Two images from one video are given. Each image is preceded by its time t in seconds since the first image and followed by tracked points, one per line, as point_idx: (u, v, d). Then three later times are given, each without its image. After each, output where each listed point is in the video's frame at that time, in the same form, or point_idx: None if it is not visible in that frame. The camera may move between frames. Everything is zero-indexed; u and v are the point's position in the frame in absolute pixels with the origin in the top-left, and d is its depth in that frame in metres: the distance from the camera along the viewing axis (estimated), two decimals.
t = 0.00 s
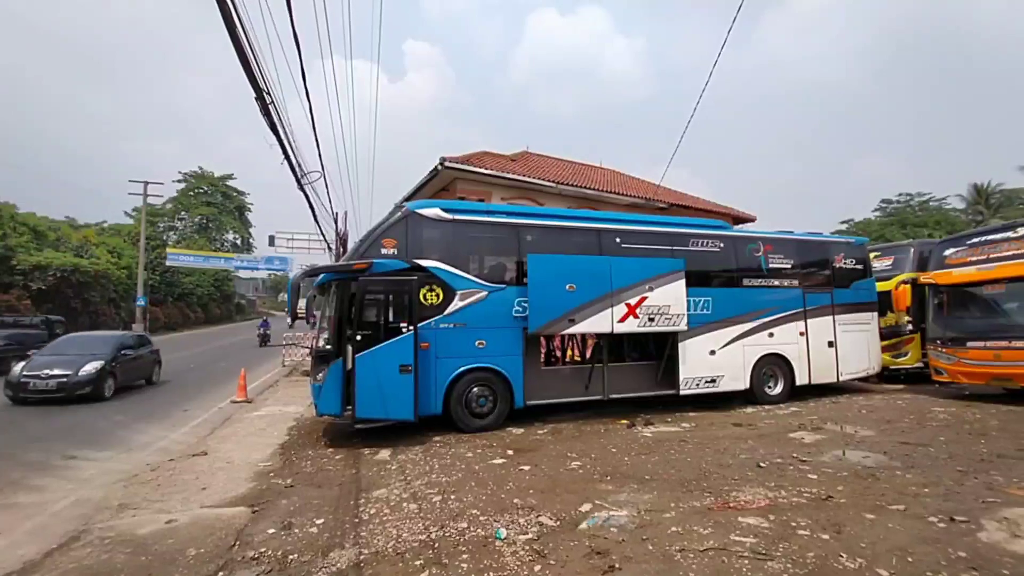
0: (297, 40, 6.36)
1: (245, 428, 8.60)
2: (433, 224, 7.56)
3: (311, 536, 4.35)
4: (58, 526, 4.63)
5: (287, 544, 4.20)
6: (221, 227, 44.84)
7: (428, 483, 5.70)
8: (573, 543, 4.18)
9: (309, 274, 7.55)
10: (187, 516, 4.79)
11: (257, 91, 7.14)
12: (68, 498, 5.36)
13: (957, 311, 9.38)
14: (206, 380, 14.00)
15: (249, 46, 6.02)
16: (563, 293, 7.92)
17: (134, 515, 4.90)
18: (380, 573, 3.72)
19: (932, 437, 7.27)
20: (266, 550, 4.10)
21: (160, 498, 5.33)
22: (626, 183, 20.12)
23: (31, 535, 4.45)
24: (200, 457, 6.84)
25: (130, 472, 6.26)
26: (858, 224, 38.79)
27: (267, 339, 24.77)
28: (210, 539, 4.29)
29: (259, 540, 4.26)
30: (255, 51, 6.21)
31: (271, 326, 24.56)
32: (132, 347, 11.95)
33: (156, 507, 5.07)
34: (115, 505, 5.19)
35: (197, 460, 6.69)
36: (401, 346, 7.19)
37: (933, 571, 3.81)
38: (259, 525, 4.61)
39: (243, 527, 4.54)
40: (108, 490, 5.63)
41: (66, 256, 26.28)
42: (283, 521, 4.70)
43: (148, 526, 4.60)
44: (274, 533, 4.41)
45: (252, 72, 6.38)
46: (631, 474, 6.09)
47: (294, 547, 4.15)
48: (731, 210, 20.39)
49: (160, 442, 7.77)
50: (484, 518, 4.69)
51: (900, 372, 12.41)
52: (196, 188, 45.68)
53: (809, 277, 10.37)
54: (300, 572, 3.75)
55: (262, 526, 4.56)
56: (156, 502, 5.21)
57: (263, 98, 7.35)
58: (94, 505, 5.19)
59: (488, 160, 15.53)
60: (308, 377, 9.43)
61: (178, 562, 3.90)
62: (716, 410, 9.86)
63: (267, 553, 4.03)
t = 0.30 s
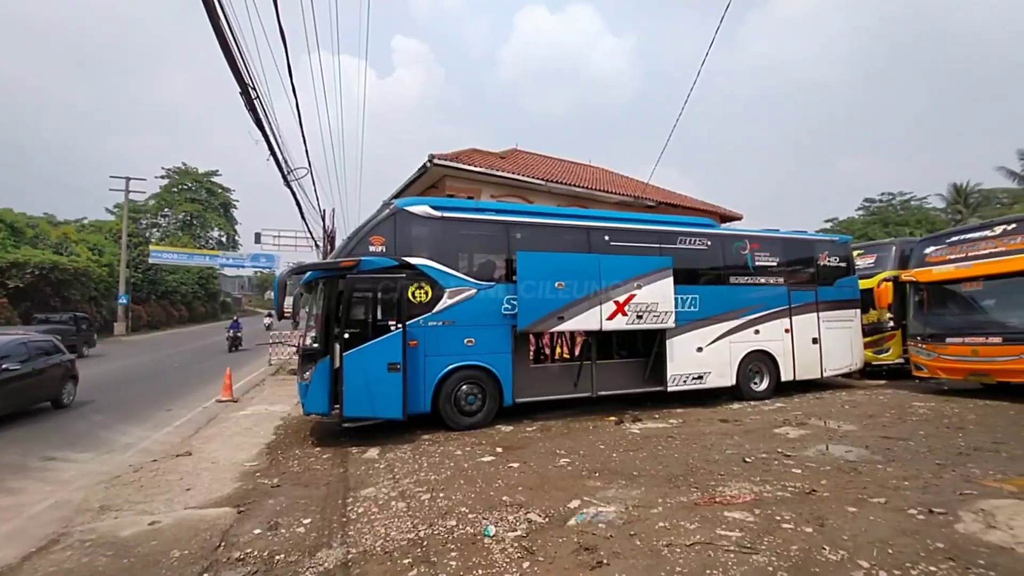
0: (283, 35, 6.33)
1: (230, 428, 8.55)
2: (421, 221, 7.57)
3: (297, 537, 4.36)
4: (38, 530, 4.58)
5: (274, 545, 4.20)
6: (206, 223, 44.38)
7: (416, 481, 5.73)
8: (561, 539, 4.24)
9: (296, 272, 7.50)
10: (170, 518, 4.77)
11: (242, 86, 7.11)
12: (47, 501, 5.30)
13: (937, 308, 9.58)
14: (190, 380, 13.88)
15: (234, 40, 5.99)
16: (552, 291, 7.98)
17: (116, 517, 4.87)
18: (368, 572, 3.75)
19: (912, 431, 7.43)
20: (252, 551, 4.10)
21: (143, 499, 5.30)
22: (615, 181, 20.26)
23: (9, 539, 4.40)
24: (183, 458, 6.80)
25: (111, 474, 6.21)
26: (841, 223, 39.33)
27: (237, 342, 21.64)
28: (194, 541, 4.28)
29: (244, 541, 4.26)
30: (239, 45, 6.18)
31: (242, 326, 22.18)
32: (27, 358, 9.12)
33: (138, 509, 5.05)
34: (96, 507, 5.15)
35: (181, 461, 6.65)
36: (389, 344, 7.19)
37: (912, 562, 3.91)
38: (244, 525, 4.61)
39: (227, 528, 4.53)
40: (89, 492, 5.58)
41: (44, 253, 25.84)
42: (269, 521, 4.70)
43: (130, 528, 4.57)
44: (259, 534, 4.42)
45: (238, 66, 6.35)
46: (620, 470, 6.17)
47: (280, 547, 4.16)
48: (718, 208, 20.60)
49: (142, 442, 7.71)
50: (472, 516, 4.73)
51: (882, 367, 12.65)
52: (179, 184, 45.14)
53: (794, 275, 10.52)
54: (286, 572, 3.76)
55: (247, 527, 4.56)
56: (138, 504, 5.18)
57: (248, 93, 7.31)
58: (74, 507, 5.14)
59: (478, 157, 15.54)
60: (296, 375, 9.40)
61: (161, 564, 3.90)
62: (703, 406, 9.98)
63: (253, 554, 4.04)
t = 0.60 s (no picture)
0: (263, 32, 6.31)
1: (211, 432, 8.47)
2: (406, 221, 7.57)
3: (280, 541, 4.36)
4: (9, 539, 4.51)
5: (255, 550, 4.20)
6: (185, 223, 43.73)
7: (401, 483, 5.74)
8: (547, 539, 4.29)
9: (278, 272, 7.41)
10: (147, 525, 4.72)
11: (221, 82, 7.06)
12: (18, 509, 5.21)
13: (912, 306, 9.82)
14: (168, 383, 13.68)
15: (213, 37, 5.95)
16: (538, 291, 8.04)
17: (90, 525, 4.81)
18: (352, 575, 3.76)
19: (888, 427, 7.62)
20: (232, 557, 4.09)
21: (119, 506, 5.24)
22: (599, 182, 20.39)
23: None
24: (161, 463, 6.73)
25: (86, 481, 6.12)
26: (819, 223, 40.02)
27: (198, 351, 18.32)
28: (172, 548, 4.25)
29: (224, 547, 4.25)
30: (218, 42, 6.15)
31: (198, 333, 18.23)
32: None
33: (114, 516, 4.99)
34: (69, 515, 5.08)
35: (159, 466, 6.57)
36: (373, 345, 7.19)
37: (888, 554, 4.03)
38: (224, 531, 4.59)
39: (207, 534, 4.51)
40: (62, 500, 5.50)
41: (15, 254, 25.24)
42: (250, 526, 4.69)
43: (105, 536, 4.52)
44: (240, 539, 4.40)
45: (216, 63, 6.31)
46: (605, 469, 6.24)
47: (262, 553, 4.16)
48: (701, 208, 20.85)
49: (119, 448, 7.60)
50: (458, 517, 4.76)
51: (860, 364, 12.93)
52: (156, 183, 44.39)
53: (774, 274, 10.71)
54: None
55: (228, 532, 4.54)
56: (114, 511, 5.13)
57: (227, 90, 7.26)
58: (46, 516, 5.06)
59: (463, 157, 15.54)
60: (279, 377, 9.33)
61: (138, 571, 3.87)
62: (686, 405, 10.12)
63: (234, 560, 4.03)
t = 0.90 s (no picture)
0: (243, 28, 6.27)
1: (190, 436, 8.38)
2: (391, 220, 7.56)
3: (261, 547, 4.34)
4: None
5: (236, 556, 4.17)
6: (163, 223, 43.08)
7: (387, 485, 5.74)
8: (533, 538, 4.33)
9: (259, 273, 7.18)
10: (124, 532, 4.67)
11: (200, 79, 6.99)
12: None
13: (888, 305, 10.03)
14: (146, 387, 13.47)
15: (191, 32, 5.90)
16: (523, 291, 8.08)
17: (64, 533, 4.74)
18: None
19: (866, 422, 7.79)
20: (213, 563, 4.07)
21: (94, 514, 5.17)
22: (583, 182, 20.51)
23: None
24: (139, 469, 6.65)
25: (60, 488, 6.02)
26: (799, 223, 40.65)
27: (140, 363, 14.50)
28: (150, 555, 4.21)
29: (204, 554, 4.22)
30: (197, 37, 6.09)
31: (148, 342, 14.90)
32: None
33: (90, 525, 4.92)
34: (42, 524, 5.00)
35: (136, 472, 6.49)
36: (358, 346, 7.17)
37: (867, 547, 4.13)
38: (204, 537, 4.55)
39: (186, 541, 4.47)
40: (35, 508, 5.40)
41: None
42: (231, 532, 4.66)
43: (79, 545, 4.45)
44: (221, 545, 4.38)
45: (195, 59, 6.25)
46: (591, 468, 6.30)
47: (244, 558, 4.14)
48: (684, 208, 21.10)
49: (95, 454, 7.48)
50: (444, 518, 4.78)
51: (839, 361, 13.20)
52: (133, 182, 43.59)
53: (757, 274, 10.88)
54: None
55: (207, 539, 4.51)
56: (89, 519, 5.06)
57: (206, 87, 7.19)
58: (18, 525, 4.97)
59: (448, 157, 15.53)
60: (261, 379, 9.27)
61: None
62: (671, 403, 10.23)
63: (214, 567, 4.00)
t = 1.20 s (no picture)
0: (225, 27, 6.23)
1: (168, 443, 8.26)
2: (376, 223, 7.55)
3: (241, 554, 4.31)
4: None
5: (215, 565, 4.14)
6: (142, 224, 42.40)
7: (371, 490, 5.72)
8: (518, 542, 4.35)
9: (241, 275, 7.09)
10: (98, 542, 4.59)
11: (180, 78, 6.93)
12: None
13: (866, 307, 10.22)
14: (122, 392, 13.24)
15: (171, 31, 5.86)
16: (509, 294, 8.11)
17: (35, 544, 4.65)
18: None
19: (846, 423, 7.94)
20: (190, 573, 4.03)
21: (66, 524, 5.08)
22: (569, 185, 20.61)
23: None
24: (114, 476, 6.54)
25: (31, 498, 5.90)
26: (780, 228, 41.28)
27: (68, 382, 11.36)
28: (126, 565, 4.15)
29: (182, 563, 4.18)
30: (177, 36, 6.05)
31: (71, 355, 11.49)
32: None
33: (62, 534, 4.83)
34: (12, 534, 4.89)
35: (111, 480, 6.39)
36: (342, 349, 7.14)
37: (847, 547, 4.21)
38: (182, 546, 4.50)
39: (163, 550, 4.42)
40: (6, 518, 5.29)
41: None
42: (210, 540, 4.62)
43: (51, 555, 4.36)
44: (199, 554, 4.34)
45: (175, 58, 6.20)
46: (576, 470, 6.34)
47: (223, 567, 4.10)
48: (669, 212, 21.33)
49: (68, 461, 7.35)
50: (429, 523, 4.78)
51: (819, 363, 13.43)
52: (110, 182, 42.82)
53: (740, 277, 11.03)
54: None
55: (185, 547, 4.46)
56: (61, 529, 4.96)
57: (186, 85, 7.13)
58: None
59: (434, 159, 15.52)
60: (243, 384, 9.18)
61: None
62: (655, 405, 10.32)
63: None
